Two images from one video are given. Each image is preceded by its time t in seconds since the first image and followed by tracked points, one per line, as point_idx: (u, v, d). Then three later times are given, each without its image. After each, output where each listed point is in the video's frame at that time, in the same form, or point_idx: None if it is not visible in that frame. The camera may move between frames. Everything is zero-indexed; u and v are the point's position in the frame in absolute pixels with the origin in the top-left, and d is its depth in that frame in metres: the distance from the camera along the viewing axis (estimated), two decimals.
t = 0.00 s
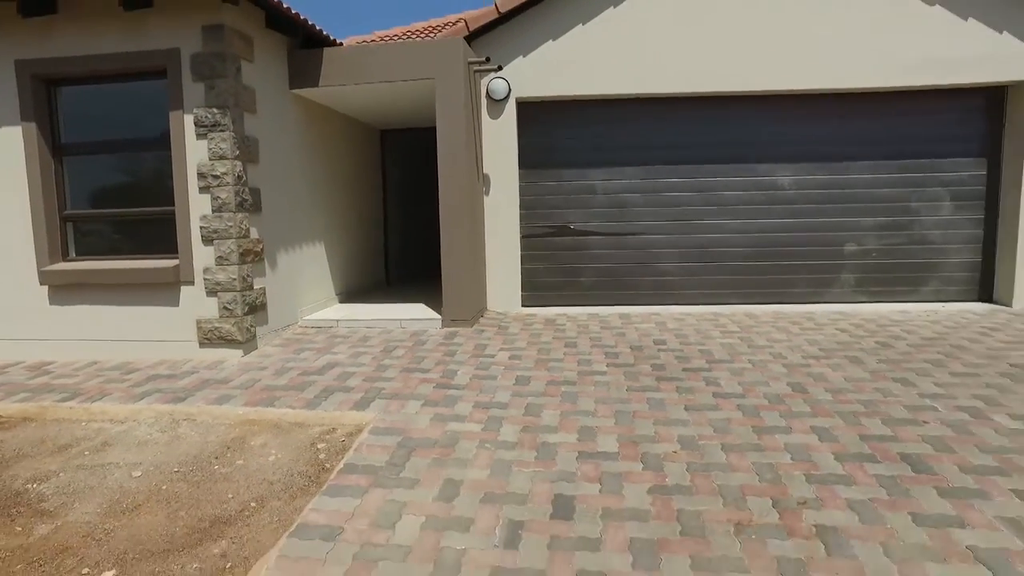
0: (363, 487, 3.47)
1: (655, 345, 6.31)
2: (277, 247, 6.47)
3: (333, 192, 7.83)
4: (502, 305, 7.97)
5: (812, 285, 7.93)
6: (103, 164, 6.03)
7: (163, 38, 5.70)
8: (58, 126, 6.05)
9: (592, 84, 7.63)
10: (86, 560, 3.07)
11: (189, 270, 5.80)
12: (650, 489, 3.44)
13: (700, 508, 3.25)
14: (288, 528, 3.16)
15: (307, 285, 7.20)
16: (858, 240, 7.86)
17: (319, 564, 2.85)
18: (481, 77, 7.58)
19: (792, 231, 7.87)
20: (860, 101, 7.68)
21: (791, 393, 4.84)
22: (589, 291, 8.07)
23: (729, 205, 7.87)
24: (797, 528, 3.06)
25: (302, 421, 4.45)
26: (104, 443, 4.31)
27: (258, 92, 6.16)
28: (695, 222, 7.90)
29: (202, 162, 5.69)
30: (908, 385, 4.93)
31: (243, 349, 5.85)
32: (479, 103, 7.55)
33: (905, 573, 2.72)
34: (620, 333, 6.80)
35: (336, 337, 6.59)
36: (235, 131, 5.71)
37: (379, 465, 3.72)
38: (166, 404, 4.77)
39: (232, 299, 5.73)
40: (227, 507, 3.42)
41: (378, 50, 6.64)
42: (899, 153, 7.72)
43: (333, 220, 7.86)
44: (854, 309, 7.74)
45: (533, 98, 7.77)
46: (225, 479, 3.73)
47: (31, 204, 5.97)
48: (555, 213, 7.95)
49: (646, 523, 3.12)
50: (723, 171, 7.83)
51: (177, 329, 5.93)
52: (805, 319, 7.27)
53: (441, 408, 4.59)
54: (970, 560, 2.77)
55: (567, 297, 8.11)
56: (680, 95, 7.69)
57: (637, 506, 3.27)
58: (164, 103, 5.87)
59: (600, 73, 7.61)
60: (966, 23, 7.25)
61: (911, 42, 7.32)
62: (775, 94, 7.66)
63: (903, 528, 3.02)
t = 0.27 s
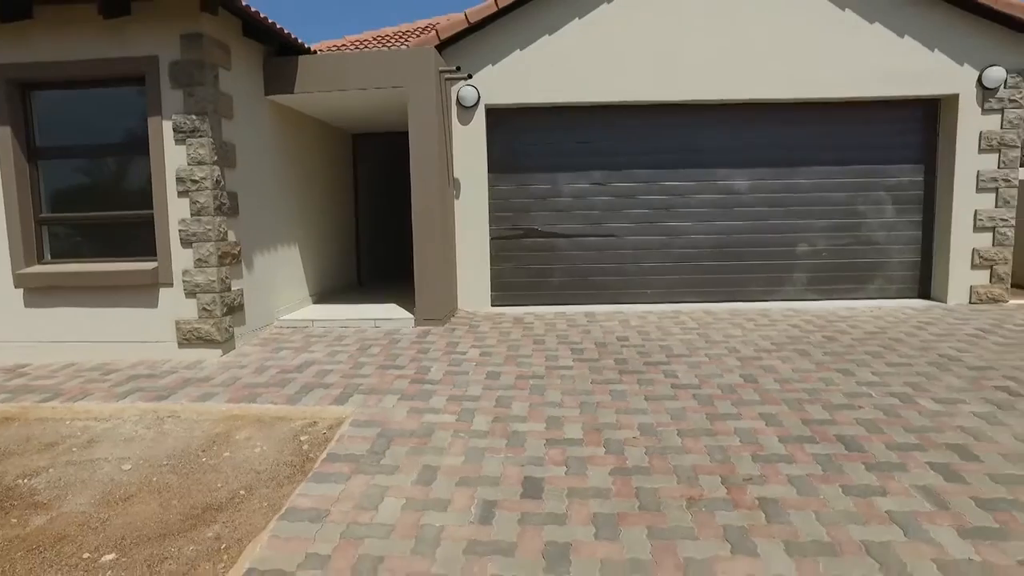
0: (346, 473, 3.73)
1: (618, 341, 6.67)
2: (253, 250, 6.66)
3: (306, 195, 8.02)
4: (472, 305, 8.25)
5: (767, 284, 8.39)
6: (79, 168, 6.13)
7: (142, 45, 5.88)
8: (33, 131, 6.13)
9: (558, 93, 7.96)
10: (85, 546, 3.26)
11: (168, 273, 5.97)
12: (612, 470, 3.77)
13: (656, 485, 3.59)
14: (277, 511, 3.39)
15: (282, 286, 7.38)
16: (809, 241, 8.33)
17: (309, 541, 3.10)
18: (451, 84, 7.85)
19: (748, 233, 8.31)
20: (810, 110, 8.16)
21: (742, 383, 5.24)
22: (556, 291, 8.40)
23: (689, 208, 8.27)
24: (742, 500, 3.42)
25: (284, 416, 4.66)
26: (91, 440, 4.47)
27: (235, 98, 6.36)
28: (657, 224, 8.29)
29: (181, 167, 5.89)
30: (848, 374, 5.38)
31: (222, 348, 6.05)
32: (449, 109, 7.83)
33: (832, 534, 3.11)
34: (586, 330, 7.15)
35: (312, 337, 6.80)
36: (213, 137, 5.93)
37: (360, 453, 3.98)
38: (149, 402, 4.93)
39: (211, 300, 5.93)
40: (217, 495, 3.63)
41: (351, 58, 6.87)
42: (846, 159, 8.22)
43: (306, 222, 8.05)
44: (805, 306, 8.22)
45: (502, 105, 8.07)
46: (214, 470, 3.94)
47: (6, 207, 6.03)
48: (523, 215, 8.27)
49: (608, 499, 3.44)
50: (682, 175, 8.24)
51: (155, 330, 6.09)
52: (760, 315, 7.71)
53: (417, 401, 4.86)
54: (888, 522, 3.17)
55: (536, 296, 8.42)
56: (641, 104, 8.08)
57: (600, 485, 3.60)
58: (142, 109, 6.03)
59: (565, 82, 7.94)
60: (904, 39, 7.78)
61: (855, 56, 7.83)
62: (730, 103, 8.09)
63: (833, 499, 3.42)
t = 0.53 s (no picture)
0: (321, 465, 3.95)
1: (578, 340, 7.00)
2: (222, 254, 6.80)
3: (273, 201, 8.15)
4: (437, 307, 8.49)
5: (720, 285, 8.83)
6: (46, 174, 6.18)
7: (111, 54, 6.00)
8: None
9: (519, 102, 8.26)
10: (69, 537, 3.40)
11: (137, 277, 6.10)
12: (569, 457, 4.07)
13: (610, 469, 3.91)
14: (256, 502, 3.59)
15: (250, 290, 7.51)
16: (759, 244, 8.80)
17: (288, 526, 3.32)
18: (415, 94, 8.10)
19: (701, 236, 8.74)
20: (757, 121, 8.64)
21: (692, 377, 5.63)
22: (519, 293, 8.70)
23: (645, 213, 8.66)
24: (687, 481, 3.76)
25: (257, 414, 4.84)
26: (65, 441, 4.57)
27: (204, 107, 6.53)
28: (615, 229, 8.66)
29: (150, 174, 6.04)
30: (788, 368, 5.82)
31: (192, 351, 6.20)
32: (414, 118, 8.08)
33: (765, 508, 3.47)
34: (547, 331, 7.47)
35: (280, 339, 6.95)
36: (183, 145, 6.10)
37: (333, 447, 4.20)
38: (121, 404, 5.04)
39: (182, 304, 6.09)
40: (197, 488, 3.81)
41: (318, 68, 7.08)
42: (791, 167, 8.73)
43: (273, 227, 8.18)
44: (755, 305, 8.69)
45: (465, 113, 8.34)
46: (191, 466, 4.11)
47: None
48: (486, 221, 8.55)
49: (565, 483, 3.74)
50: (639, 182, 8.64)
51: (124, 335, 6.19)
52: (711, 315, 8.14)
53: (386, 398, 5.09)
54: (813, 497, 3.56)
55: (499, 299, 8.70)
56: (600, 114, 8.45)
57: (558, 470, 3.90)
58: (110, 116, 6.14)
59: (526, 92, 8.25)
60: (842, 56, 8.33)
61: (797, 71, 8.35)
62: (682, 113, 8.52)
63: (767, 478, 3.79)
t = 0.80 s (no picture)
0: (302, 458, 4.17)
1: (547, 341, 7.30)
2: (198, 260, 6.94)
3: (248, 208, 8.29)
4: (410, 311, 8.71)
5: (682, 288, 9.22)
6: (22, 181, 6.27)
7: (87, 63, 6.12)
8: None
9: (489, 112, 8.56)
10: (60, 528, 3.56)
11: (115, 283, 6.23)
12: (537, 447, 4.36)
13: (575, 458, 4.21)
14: (241, 492, 3.79)
15: (226, 295, 7.65)
16: (719, 249, 9.21)
17: (273, 514, 3.54)
18: (387, 104, 8.35)
19: (664, 242, 9.13)
20: (716, 132, 9.08)
21: (653, 374, 5.96)
22: (490, 297, 8.98)
23: (611, 220, 9.02)
24: (645, 468, 4.07)
25: (237, 413, 5.03)
26: (48, 441, 4.69)
27: (181, 116, 6.67)
28: (582, 235, 9.00)
29: (129, 181, 6.17)
30: (742, 365, 6.20)
31: (170, 355, 6.34)
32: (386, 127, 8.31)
33: (715, 489, 3.80)
34: (517, 333, 7.75)
35: (256, 343, 7.11)
36: (161, 153, 6.24)
37: (313, 442, 4.41)
38: (102, 406, 5.18)
39: (160, 308, 6.24)
40: (183, 482, 4.00)
41: (293, 78, 7.28)
42: (749, 175, 9.17)
43: (248, 233, 8.33)
44: (716, 307, 9.09)
45: (436, 123, 8.61)
46: (176, 462, 4.29)
47: None
48: (457, 227, 8.82)
49: (533, 471, 4.03)
50: (604, 190, 8.99)
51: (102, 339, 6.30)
52: (674, 316, 8.52)
53: (362, 397, 5.31)
54: (759, 479, 3.91)
55: (471, 303, 8.97)
56: (566, 124, 8.80)
57: (526, 459, 4.18)
58: (87, 124, 6.25)
59: (495, 102, 8.55)
60: (794, 72, 8.82)
61: (753, 84, 8.81)
62: (645, 124, 8.91)
63: (718, 463, 4.12)
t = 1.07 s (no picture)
0: (296, 452, 4.38)
1: (528, 342, 7.57)
2: (187, 265, 7.09)
3: (234, 213, 8.45)
4: (394, 314, 8.92)
5: (659, 291, 9.54)
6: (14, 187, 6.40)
7: (78, 72, 6.27)
8: None
9: (471, 120, 8.82)
10: (66, 520, 3.74)
11: (107, 287, 6.37)
12: (519, 440, 4.61)
13: (555, 449, 4.47)
14: (239, 484, 4.00)
15: (214, 299, 7.80)
16: (694, 253, 9.55)
17: (271, 503, 3.75)
18: (372, 112, 8.57)
19: (641, 246, 9.45)
20: (690, 140, 9.43)
21: (630, 371, 6.26)
22: (472, 300, 9.22)
23: (590, 225, 9.31)
24: (620, 457, 4.35)
25: (231, 411, 5.22)
26: (47, 440, 4.85)
27: (171, 123, 6.84)
28: (562, 239, 9.28)
29: (120, 187, 6.32)
30: (714, 362, 6.52)
31: (161, 357, 6.50)
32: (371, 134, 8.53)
33: (685, 476, 4.09)
34: (500, 334, 8.01)
35: (244, 345, 7.28)
36: (152, 160, 6.41)
37: (306, 437, 4.63)
38: (98, 406, 5.34)
39: (151, 311, 6.40)
40: (182, 476, 4.19)
41: (280, 87, 7.47)
42: (722, 182, 9.53)
43: (235, 238, 8.48)
44: (691, 309, 9.42)
45: (419, 131, 8.85)
46: (173, 457, 4.47)
47: None
48: (440, 232, 9.05)
49: (515, 461, 4.28)
50: (583, 196, 9.29)
51: (93, 342, 6.44)
52: (650, 318, 8.84)
53: (351, 395, 5.53)
54: (725, 467, 4.20)
55: (454, 306, 9.20)
56: (546, 132, 9.09)
57: (509, 451, 4.43)
58: (78, 132, 6.40)
59: (478, 111, 8.81)
60: (764, 82, 9.21)
61: (725, 94, 9.17)
62: (622, 132, 9.23)
63: (689, 453, 4.41)
